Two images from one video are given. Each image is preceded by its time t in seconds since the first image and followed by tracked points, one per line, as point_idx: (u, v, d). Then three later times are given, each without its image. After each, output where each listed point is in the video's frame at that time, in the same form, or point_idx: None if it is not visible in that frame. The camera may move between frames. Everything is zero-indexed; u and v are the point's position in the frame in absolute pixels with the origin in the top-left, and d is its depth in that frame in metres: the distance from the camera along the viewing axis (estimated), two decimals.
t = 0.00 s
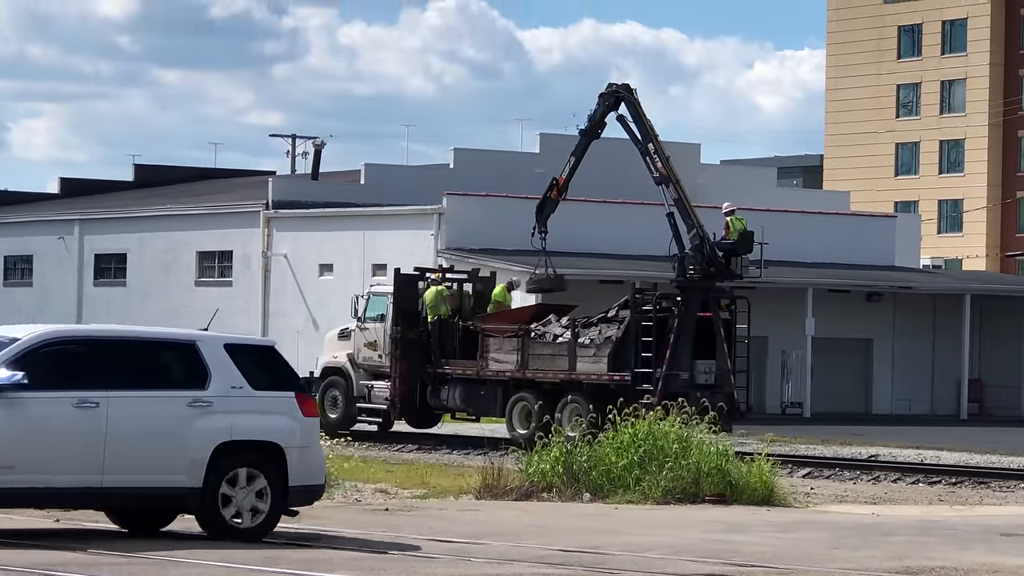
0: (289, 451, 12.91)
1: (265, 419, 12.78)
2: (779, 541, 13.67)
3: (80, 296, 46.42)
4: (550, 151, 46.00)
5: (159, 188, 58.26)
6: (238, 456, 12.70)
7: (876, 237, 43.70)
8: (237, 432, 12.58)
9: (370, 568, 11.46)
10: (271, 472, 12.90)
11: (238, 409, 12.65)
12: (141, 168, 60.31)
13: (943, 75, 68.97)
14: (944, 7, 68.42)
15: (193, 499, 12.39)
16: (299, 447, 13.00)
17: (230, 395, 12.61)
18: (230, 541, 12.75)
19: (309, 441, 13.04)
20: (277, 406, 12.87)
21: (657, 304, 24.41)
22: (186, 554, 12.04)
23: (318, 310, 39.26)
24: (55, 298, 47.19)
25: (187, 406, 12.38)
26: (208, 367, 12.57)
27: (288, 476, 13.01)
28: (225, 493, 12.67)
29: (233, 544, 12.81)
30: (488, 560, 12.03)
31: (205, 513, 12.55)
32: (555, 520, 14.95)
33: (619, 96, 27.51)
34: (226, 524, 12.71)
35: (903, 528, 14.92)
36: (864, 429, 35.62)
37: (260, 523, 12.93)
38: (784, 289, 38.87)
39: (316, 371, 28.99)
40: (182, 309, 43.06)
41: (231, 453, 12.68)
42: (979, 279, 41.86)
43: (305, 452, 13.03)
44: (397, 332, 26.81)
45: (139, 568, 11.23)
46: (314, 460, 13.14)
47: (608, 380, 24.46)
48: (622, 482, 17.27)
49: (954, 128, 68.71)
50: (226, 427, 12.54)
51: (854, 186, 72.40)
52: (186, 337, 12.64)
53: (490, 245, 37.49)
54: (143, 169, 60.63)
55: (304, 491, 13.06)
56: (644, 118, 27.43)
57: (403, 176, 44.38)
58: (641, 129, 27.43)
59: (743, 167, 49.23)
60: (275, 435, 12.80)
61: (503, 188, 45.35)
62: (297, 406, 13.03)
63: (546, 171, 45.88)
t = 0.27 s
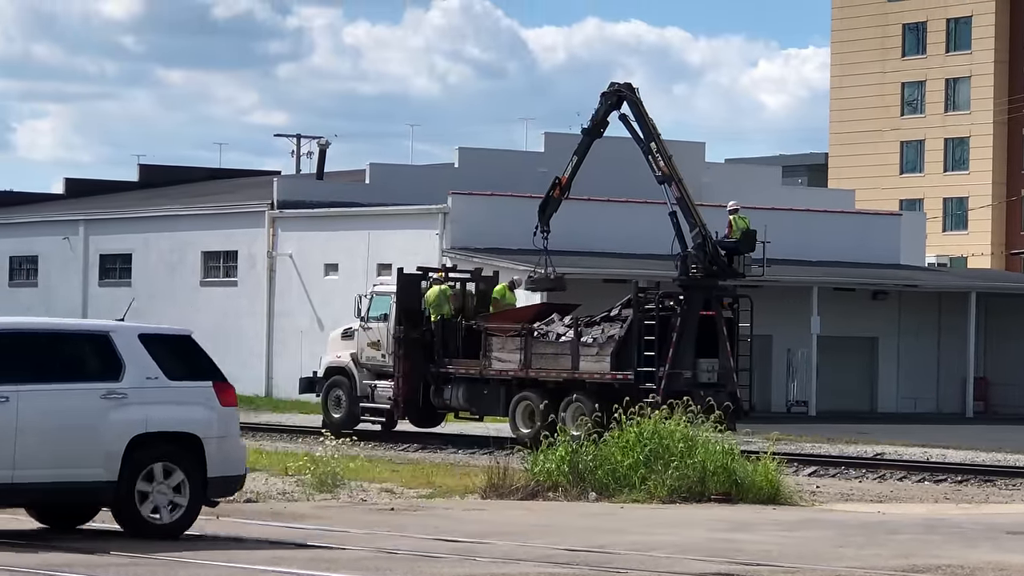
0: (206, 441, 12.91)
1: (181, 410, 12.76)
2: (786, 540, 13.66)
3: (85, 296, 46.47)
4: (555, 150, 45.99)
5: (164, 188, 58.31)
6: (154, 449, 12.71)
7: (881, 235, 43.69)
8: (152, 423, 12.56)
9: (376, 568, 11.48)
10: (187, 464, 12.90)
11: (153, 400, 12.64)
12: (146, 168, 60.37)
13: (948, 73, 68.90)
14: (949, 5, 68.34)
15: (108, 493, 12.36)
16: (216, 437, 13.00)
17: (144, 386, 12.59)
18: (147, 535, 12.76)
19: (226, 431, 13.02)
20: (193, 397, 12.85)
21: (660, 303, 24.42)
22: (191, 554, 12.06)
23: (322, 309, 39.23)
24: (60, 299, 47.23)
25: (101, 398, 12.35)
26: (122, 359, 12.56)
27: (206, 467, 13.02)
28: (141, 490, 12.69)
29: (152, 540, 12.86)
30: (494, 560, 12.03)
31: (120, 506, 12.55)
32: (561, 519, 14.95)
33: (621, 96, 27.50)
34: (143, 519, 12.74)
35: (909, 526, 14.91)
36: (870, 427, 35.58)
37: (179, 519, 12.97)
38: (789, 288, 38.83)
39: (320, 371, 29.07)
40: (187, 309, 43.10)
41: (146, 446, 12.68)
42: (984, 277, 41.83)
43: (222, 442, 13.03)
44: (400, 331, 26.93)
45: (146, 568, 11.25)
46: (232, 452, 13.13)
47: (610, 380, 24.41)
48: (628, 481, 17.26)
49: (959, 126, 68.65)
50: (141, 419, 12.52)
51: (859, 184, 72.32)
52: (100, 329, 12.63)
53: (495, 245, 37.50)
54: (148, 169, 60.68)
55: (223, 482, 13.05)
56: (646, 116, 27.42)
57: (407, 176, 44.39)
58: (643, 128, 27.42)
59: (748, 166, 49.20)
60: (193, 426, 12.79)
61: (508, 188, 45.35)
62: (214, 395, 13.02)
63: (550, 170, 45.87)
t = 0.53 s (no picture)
0: (118, 443, 12.74)
1: (91, 409, 12.57)
2: (793, 539, 13.66)
3: (91, 298, 46.55)
4: (561, 150, 45.99)
5: (170, 189, 58.38)
6: (63, 450, 12.51)
7: (888, 234, 43.65)
8: (60, 424, 12.37)
9: (384, 569, 11.50)
10: (96, 465, 12.69)
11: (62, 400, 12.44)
12: (153, 169, 60.44)
13: (954, 72, 68.80)
14: (954, 4, 68.24)
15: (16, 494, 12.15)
16: (129, 438, 12.82)
17: (52, 385, 12.40)
18: (57, 538, 12.55)
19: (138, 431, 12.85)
20: (105, 396, 12.69)
21: (664, 302, 24.49)
22: (199, 555, 12.11)
23: (329, 310, 39.24)
24: (67, 300, 47.32)
25: (7, 398, 12.14)
26: (30, 358, 12.37)
27: (117, 468, 12.83)
28: (49, 495, 12.48)
29: (64, 543, 12.66)
30: (502, 560, 12.05)
31: (27, 509, 12.32)
32: (568, 519, 14.97)
33: (625, 96, 27.51)
34: (52, 523, 12.52)
35: (917, 525, 14.90)
36: (878, 427, 35.54)
37: (90, 521, 12.77)
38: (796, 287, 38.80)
39: (325, 371, 29.15)
40: (193, 310, 43.15)
41: (54, 447, 12.48)
42: (990, 276, 41.79)
43: (135, 442, 12.86)
44: (405, 330, 26.93)
45: (154, 569, 11.28)
46: (144, 452, 12.95)
47: (614, 380, 24.42)
48: (635, 481, 17.27)
49: (965, 125, 68.56)
50: (49, 420, 12.33)
51: (866, 183, 72.24)
52: (6, 327, 12.43)
53: (501, 245, 37.52)
54: (155, 170, 60.76)
55: (134, 483, 12.87)
56: (649, 116, 27.43)
57: (412, 176, 44.41)
58: (647, 128, 27.43)
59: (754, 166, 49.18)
60: (104, 425, 12.61)
61: (514, 188, 45.34)
62: (125, 395, 12.84)
63: (556, 170, 45.86)
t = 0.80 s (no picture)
0: (16, 448, 12.20)
1: None
2: (800, 540, 13.64)
3: (97, 300, 46.60)
4: (567, 151, 45.99)
5: (176, 191, 58.42)
6: None
7: (894, 234, 43.63)
8: None
9: (391, 571, 11.51)
10: None
11: None
12: (159, 172, 60.52)
13: (960, 72, 68.73)
14: (960, 4, 68.17)
15: None
16: (29, 442, 12.31)
17: None
18: None
19: (38, 434, 12.33)
20: (3, 399, 12.15)
21: (668, 303, 24.42)
22: (206, 558, 12.12)
23: (335, 312, 39.23)
24: (73, 302, 47.37)
25: None
26: None
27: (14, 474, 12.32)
28: None
29: (61, 549, 12.62)
30: (509, 562, 12.06)
31: None
32: (575, 520, 14.98)
33: (628, 97, 27.50)
34: None
35: (924, 526, 14.88)
36: (885, 427, 35.51)
37: None
38: (802, 288, 38.76)
39: (329, 374, 29.14)
40: (199, 312, 43.18)
41: None
42: (997, 276, 41.76)
43: (35, 447, 12.34)
44: (409, 333, 26.98)
45: (161, 572, 11.30)
46: (44, 457, 12.43)
47: (618, 380, 24.38)
48: (642, 482, 17.25)
49: (971, 125, 68.49)
50: None
51: (872, 184, 72.17)
52: None
53: (507, 246, 37.52)
54: (161, 173, 60.82)
55: (35, 488, 12.35)
56: (653, 117, 27.42)
57: (418, 178, 44.43)
58: (650, 129, 27.42)
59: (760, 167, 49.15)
60: None
61: (520, 189, 45.33)
62: (24, 398, 12.32)
63: (562, 171, 45.86)
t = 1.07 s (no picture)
0: None
1: None
2: (804, 542, 13.63)
3: (100, 304, 46.63)
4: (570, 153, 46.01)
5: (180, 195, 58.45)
6: None
7: (897, 236, 43.65)
8: None
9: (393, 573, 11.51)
10: None
11: None
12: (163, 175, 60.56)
13: (963, 74, 68.68)
14: (963, 6, 68.14)
15: None
16: None
17: None
18: None
19: None
20: None
21: (668, 306, 24.39)
22: (211, 561, 12.14)
23: (338, 315, 39.22)
24: (76, 306, 47.41)
25: None
26: None
27: None
28: None
29: (56, 552, 12.56)
30: (512, 564, 12.06)
31: None
32: (580, 522, 14.98)
33: (629, 99, 27.52)
34: None
35: (928, 528, 14.87)
36: (889, 428, 35.48)
37: None
38: (805, 289, 38.75)
39: (331, 377, 29.18)
40: (203, 315, 43.21)
41: None
42: (1000, 278, 41.73)
43: None
44: (410, 335, 26.93)
45: None
46: None
47: (619, 383, 24.37)
48: (645, 484, 17.25)
49: (974, 127, 68.45)
50: None
51: (875, 186, 72.15)
52: None
53: (511, 248, 37.52)
54: (164, 177, 60.86)
55: None
56: (653, 119, 27.43)
57: (421, 180, 44.43)
58: (651, 131, 27.42)
59: (763, 169, 49.16)
60: None
61: (523, 192, 45.33)
62: None
63: (565, 174, 45.86)
